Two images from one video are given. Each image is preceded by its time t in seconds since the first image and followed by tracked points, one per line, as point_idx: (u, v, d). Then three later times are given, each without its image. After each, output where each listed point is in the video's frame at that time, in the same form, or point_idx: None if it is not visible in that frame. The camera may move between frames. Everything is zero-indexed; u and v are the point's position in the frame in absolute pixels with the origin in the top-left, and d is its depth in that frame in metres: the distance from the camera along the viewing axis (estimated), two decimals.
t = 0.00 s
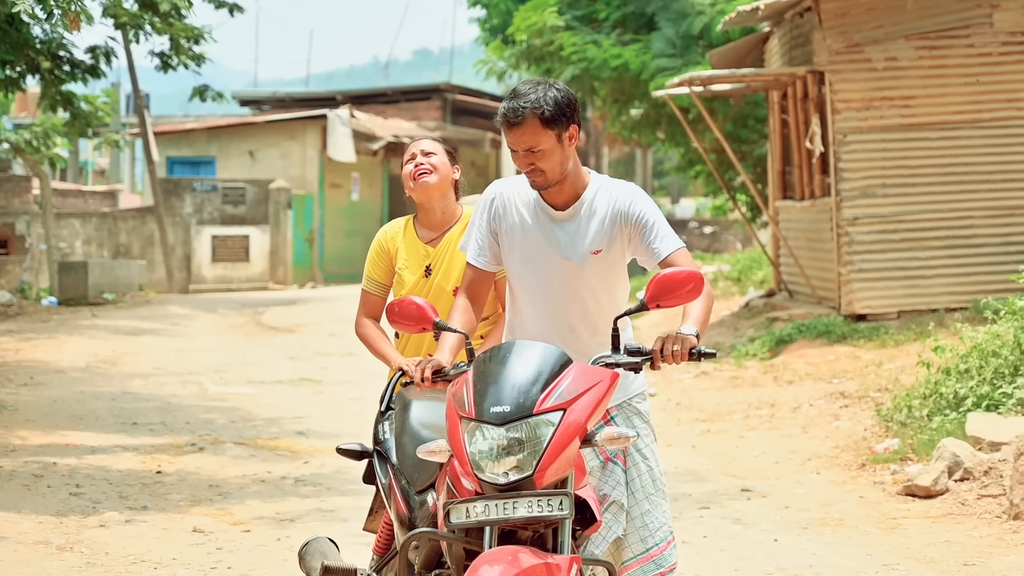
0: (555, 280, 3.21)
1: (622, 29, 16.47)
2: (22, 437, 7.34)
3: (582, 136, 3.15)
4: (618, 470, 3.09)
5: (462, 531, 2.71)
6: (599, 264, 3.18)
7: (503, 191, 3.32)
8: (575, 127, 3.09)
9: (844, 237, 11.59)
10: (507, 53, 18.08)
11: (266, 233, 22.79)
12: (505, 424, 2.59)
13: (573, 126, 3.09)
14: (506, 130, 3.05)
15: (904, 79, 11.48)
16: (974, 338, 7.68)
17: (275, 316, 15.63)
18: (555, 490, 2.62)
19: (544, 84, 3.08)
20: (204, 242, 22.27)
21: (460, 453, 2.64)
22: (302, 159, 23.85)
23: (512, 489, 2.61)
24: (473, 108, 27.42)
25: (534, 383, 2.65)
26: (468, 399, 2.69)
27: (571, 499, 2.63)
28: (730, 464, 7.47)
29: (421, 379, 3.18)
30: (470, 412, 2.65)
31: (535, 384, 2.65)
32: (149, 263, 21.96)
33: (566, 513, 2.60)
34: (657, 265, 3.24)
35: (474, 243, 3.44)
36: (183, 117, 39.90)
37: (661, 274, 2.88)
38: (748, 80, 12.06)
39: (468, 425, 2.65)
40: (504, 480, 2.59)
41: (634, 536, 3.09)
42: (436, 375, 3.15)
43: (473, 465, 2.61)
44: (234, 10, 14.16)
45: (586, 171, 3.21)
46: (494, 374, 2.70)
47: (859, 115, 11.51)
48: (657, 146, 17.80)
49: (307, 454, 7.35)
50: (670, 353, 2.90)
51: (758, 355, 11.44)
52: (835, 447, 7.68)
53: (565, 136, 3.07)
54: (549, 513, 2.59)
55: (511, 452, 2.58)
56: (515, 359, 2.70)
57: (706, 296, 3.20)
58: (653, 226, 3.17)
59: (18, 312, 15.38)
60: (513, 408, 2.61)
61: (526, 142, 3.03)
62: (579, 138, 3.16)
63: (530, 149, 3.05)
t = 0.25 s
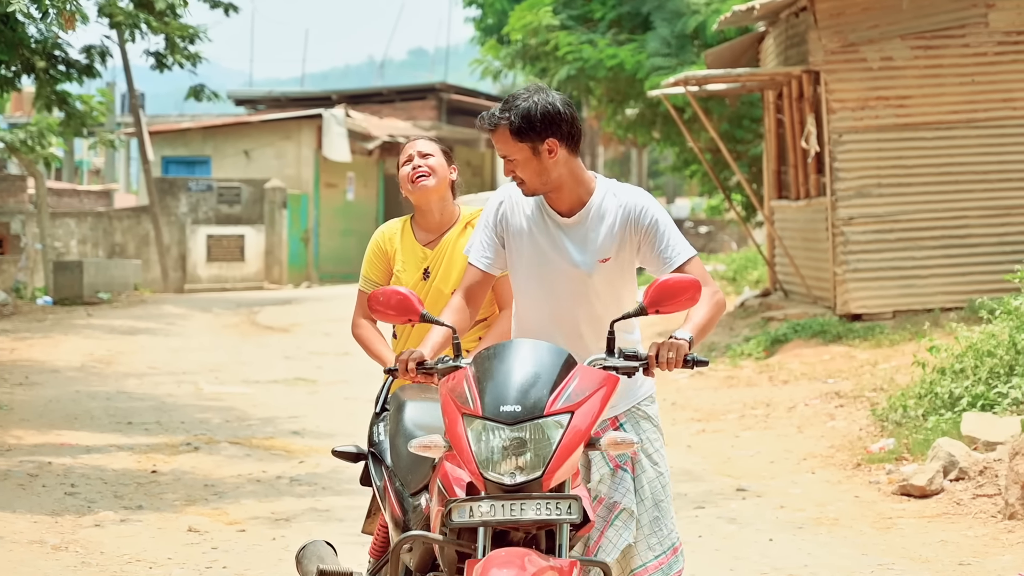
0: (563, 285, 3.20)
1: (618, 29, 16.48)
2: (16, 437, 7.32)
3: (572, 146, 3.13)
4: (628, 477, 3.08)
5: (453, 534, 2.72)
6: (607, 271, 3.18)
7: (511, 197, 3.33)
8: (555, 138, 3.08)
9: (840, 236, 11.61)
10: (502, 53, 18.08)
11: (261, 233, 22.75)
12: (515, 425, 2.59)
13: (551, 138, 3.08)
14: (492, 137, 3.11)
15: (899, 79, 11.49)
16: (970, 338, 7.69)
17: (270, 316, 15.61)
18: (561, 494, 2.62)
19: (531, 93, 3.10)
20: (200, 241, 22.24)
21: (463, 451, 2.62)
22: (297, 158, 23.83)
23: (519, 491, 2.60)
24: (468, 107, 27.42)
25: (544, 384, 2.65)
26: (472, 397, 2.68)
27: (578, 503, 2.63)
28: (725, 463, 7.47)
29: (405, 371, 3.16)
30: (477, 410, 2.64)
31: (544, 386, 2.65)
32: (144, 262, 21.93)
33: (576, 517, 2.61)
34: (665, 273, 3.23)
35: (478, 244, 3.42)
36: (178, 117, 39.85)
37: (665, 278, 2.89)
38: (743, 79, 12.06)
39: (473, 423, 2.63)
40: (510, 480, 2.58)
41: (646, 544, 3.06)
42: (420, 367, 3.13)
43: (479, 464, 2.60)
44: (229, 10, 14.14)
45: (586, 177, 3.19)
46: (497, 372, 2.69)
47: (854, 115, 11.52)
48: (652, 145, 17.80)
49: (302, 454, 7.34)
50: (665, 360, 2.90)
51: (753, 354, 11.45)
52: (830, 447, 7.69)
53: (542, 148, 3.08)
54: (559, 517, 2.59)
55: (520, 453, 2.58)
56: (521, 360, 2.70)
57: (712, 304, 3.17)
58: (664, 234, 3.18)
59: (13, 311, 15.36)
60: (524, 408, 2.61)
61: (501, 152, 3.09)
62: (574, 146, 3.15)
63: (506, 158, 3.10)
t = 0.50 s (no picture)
0: (550, 288, 3.19)
1: (613, 29, 16.48)
2: (11, 436, 7.31)
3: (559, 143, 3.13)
4: (639, 480, 3.09)
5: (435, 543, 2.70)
6: (595, 273, 3.17)
7: (496, 202, 3.31)
8: (547, 135, 3.06)
9: (835, 236, 11.62)
10: (497, 52, 18.08)
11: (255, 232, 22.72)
12: (486, 434, 2.58)
13: (545, 134, 3.06)
14: (477, 144, 3.06)
15: (894, 78, 11.50)
16: (965, 337, 7.70)
17: (265, 315, 15.61)
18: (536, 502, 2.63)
19: (512, 93, 3.07)
20: (194, 241, 22.22)
21: (436, 459, 2.61)
22: (292, 158, 23.81)
23: (494, 501, 2.59)
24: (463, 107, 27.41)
25: (515, 391, 2.63)
26: (444, 406, 2.66)
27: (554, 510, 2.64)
28: (721, 463, 7.48)
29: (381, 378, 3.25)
30: (448, 420, 2.62)
31: (515, 392, 2.63)
32: (139, 261, 21.90)
33: (551, 523, 2.61)
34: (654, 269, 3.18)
35: (465, 252, 3.42)
36: (173, 116, 39.82)
37: (633, 274, 2.82)
38: (738, 79, 12.05)
39: (445, 433, 2.62)
40: (485, 490, 2.58)
41: (656, 545, 3.10)
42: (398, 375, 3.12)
43: (453, 475, 2.59)
44: (224, 9, 14.11)
45: (572, 176, 3.17)
46: (470, 379, 2.67)
47: (849, 115, 11.53)
48: (647, 145, 17.80)
49: (297, 453, 7.34)
50: (640, 355, 2.84)
51: (748, 354, 11.46)
52: (825, 446, 7.69)
53: (536, 146, 3.05)
54: (533, 524, 2.59)
55: (493, 461, 2.57)
56: (494, 366, 2.68)
57: (697, 301, 3.07)
58: (650, 230, 3.12)
59: (7, 310, 15.34)
60: (495, 417, 2.59)
61: (494, 155, 3.03)
62: (559, 144, 3.13)
63: (499, 161, 3.04)
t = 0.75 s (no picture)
0: (536, 291, 3.11)
1: (609, 29, 16.49)
2: (6, 436, 7.29)
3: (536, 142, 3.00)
4: (625, 480, 3.03)
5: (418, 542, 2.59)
6: (577, 269, 3.06)
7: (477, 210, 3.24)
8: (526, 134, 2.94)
9: (830, 236, 11.64)
10: (493, 52, 18.09)
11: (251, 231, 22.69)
12: (444, 430, 2.44)
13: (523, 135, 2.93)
14: (455, 151, 2.90)
15: (890, 78, 11.51)
16: (960, 337, 7.70)
17: (261, 314, 15.61)
18: (498, 494, 2.46)
19: (483, 93, 2.93)
20: (190, 240, 22.20)
21: (405, 467, 2.48)
22: (287, 158, 23.78)
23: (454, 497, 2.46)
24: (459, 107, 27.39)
25: (471, 384, 2.49)
26: (409, 406, 2.54)
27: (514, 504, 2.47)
28: (716, 463, 7.48)
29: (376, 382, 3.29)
30: (411, 419, 2.50)
31: (472, 384, 2.49)
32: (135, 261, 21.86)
33: (510, 518, 2.45)
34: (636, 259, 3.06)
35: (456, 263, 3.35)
36: (169, 115, 39.82)
37: (605, 258, 2.64)
38: (733, 79, 12.04)
39: (408, 433, 2.49)
40: (445, 487, 2.44)
41: (645, 546, 3.01)
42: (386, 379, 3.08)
43: (412, 475, 2.47)
44: (220, 9, 14.10)
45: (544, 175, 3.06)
46: (435, 376, 2.54)
47: (845, 115, 11.55)
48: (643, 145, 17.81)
49: (293, 453, 7.33)
50: (618, 341, 2.68)
51: (744, 354, 11.47)
52: (821, 446, 7.70)
53: (516, 146, 2.92)
54: (492, 520, 2.44)
55: (454, 458, 2.43)
56: (458, 362, 2.55)
57: (676, 286, 2.94)
58: (624, 218, 3.00)
59: (3, 309, 15.33)
60: (454, 411, 2.45)
61: (477, 161, 2.88)
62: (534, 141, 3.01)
63: (485, 166, 2.89)
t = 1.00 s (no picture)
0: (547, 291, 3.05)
1: (604, 28, 16.50)
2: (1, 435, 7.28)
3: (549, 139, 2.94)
4: (623, 488, 2.91)
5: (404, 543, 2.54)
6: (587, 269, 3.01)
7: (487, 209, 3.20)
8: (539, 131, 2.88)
9: (826, 235, 11.65)
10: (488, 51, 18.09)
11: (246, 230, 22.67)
12: (422, 429, 2.38)
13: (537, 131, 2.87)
14: (467, 147, 2.84)
15: (886, 77, 11.52)
16: (957, 336, 7.70)
17: (256, 313, 15.60)
18: (474, 494, 2.38)
19: (494, 87, 2.87)
20: (186, 239, 22.19)
21: (388, 470, 2.43)
22: (283, 156, 23.77)
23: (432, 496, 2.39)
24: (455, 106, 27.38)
25: (453, 382, 2.43)
26: (395, 406, 2.49)
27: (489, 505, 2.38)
28: (712, 461, 7.49)
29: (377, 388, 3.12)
30: (393, 420, 2.45)
31: (451, 383, 2.42)
32: (130, 260, 21.84)
33: (487, 520, 2.36)
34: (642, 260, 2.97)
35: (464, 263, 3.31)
36: (165, 114, 39.78)
37: (599, 256, 2.54)
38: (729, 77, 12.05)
39: (390, 434, 2.44)
40: (424, 488, 2.38)
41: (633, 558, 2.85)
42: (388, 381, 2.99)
43: (392, 476, 2.43)
44: (215, 8, 14.08)
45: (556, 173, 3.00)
46: (420, 375, 2.49)
47: (840, 114, 11.56)
48: (638, 144, 17.83)
49: (288, 452, 7.32)
50: (610, 343, 2.58)
51: (739, 353, 11.48)
52: (817, 445, 7.70)
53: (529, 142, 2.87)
54: (465, 521, 2.35)
55: (432, 460, 2.37)
56: (444, 360, 2.48)
57: (679, 284, 2.82)
58: (632, 216, 2.94)
59: None
60: (432, 412, 2.39)
61: (491, 156, 2.82)
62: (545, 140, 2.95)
63: (498, 161, 2.84)
